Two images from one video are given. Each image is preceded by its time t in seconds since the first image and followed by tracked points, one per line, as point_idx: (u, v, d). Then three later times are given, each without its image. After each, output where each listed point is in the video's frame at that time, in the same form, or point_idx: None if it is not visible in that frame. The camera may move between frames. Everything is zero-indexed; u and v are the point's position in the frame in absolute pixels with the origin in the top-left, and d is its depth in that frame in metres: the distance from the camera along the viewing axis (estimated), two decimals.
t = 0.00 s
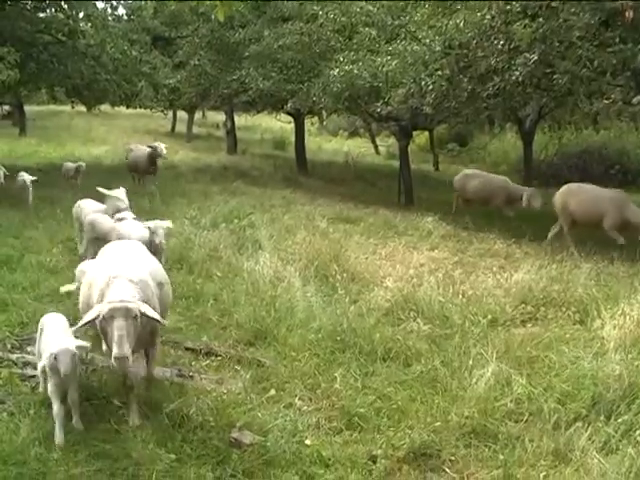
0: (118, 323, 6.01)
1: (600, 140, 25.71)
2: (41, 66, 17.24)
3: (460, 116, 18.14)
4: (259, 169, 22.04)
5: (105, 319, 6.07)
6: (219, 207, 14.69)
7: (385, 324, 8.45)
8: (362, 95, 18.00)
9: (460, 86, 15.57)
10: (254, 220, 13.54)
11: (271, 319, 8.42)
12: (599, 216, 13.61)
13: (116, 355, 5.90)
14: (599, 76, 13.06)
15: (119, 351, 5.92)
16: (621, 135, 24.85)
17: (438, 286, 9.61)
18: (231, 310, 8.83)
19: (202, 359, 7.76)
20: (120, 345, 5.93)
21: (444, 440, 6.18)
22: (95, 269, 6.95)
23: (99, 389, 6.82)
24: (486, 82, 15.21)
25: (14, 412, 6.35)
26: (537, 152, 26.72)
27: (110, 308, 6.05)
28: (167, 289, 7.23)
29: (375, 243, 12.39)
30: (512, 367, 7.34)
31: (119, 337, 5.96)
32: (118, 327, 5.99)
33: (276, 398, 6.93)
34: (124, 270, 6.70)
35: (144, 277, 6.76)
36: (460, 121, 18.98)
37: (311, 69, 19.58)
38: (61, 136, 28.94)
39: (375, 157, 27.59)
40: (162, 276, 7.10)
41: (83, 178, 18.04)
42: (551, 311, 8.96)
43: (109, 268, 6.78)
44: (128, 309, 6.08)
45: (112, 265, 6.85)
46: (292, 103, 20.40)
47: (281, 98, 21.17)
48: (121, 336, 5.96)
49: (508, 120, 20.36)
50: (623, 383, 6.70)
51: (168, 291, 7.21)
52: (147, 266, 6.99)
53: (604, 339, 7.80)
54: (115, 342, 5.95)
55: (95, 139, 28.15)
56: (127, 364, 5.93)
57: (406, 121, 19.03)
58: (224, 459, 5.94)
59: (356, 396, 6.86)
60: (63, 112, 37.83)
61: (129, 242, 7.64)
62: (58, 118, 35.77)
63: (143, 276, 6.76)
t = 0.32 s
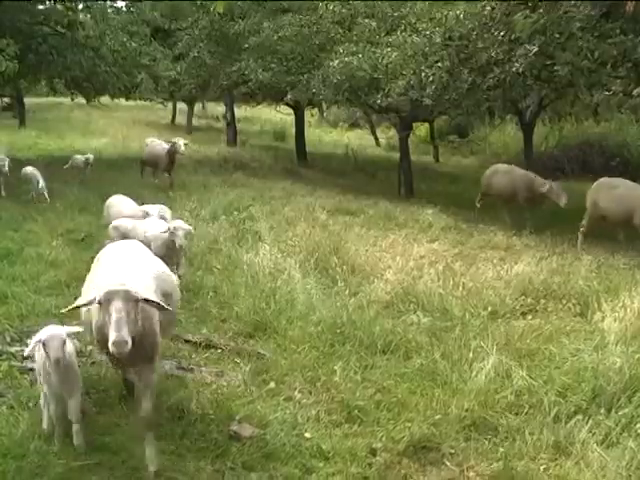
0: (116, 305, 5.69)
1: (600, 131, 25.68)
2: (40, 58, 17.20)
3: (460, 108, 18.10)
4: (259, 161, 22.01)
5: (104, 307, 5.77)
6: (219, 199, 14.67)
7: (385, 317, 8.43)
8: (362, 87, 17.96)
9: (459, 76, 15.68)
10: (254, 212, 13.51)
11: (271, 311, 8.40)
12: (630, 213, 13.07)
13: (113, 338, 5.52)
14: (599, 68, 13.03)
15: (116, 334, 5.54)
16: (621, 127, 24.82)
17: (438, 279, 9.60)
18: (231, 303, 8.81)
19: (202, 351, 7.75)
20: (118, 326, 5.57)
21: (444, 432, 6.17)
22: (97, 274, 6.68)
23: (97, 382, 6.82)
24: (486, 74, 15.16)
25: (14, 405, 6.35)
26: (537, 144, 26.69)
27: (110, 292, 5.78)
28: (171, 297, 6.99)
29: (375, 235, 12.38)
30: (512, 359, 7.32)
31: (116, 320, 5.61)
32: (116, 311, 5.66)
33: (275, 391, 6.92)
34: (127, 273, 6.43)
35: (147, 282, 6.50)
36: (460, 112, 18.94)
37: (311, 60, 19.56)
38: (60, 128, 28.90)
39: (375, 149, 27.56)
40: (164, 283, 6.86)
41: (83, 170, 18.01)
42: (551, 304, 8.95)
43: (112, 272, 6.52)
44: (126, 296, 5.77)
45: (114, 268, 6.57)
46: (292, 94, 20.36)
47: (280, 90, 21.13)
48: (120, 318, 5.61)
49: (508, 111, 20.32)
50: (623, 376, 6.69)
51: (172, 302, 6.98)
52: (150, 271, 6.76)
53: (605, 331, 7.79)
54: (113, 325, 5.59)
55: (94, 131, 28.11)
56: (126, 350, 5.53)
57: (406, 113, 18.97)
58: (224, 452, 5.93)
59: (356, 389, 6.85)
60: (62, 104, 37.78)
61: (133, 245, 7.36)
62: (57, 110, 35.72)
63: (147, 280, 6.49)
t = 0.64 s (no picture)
0: (117, 331, 5.02)
1: (606, 123, 25.62)
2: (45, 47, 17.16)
3: (466, 99, 18.06)
4: (264, 150, 21.98)
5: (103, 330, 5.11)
6: (223, 189, 14.65)
7: (389, 308, 8.41)
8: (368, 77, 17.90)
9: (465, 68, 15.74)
10: (258, 201, 13.48)
11: (275, 302, 8.38)
12: None
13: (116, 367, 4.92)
14: (606, 59, 13.01)
15: (118, 363, 4.93)
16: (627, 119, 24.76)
17: (443, 270, 9.58)
18: (234, 293, 8.79)
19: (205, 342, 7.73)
20: (120, 358, 4.94)
21: (448, 424, 6.16)
22: (95, 289, 6.07)
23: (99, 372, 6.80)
24: (492, 65, 15.11)
25: (17, 395, 6.35)
26: (543, 135, 26.65)
27: (109, 314, 5.08)
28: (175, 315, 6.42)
29: (380, 226, 12.35)
30: (517, 351, 7.30)
31: (119, 346, 4.98)
32: (118, 338, 5.00)
33: (278, 382, 6.90)
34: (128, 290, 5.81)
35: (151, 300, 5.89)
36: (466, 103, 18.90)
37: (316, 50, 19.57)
38: (64, 117, 28.87)
39: (380, 139, 27.52)
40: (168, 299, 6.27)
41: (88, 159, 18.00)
42: (556, 296, 8.92)
43: (112, 286, 5.88)
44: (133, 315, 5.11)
45: (113, 283, 5.96)
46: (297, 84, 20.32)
47: (286, 80, 21.08)
48: (122, 349, 4.97)
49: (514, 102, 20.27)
50: (628, 369, 6.68)
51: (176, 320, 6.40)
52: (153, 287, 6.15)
53: (610, 323, 7.78)
54: (114, 356, 4.96)
55: (98, 120, 28.06)
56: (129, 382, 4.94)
57: (412, 104, 18.91)
58: (227, 442, 5.93)
59: (359, 380, 6.83)
60: (66, 94, 37.71)
61: (135, 258, 6.76)
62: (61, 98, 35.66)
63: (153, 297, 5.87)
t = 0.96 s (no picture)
0: (99, 357, 4.31)
1: (611, 114, 25.57)
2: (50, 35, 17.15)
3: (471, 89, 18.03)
4: (268, 140, 21.95)
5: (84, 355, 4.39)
6: (227, 178, 14.63)
7: (393, 298, 8.41)
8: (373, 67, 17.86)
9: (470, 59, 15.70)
10: (263, 191, 13.46)
11: (280, 291, 8.36)
12: None
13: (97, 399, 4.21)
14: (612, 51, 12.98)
15: (101, 395, 4.22)
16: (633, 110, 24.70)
17: (447, 261, 9.57)
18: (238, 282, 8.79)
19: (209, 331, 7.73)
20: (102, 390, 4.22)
21: (451, 416, 6.15)
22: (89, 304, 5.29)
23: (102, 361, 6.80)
24: (497, 55, 15.08)
25: (20, 383, 6.36)
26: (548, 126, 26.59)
27: (89, 337, 4.36)
28: (181, 328, 5.63)
29: (384, 216, 12.33)
30: (521, 343, 7.30)
31: (101, 375, 4.26)
32: (100, 366, 4.28)
33: (282, 372, 6.90)
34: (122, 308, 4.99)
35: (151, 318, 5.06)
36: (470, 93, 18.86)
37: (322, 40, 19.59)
38: (69, 106, 28.84)
39: (384, 129, 27.47)
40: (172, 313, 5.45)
41: (92, 148, 18.01)
42: (560, 288, 8.90)
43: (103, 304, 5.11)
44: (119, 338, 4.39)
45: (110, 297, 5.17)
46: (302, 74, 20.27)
47: (291, 70, 21.03)
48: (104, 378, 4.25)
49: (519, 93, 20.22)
50: (632, 360, 6.68)
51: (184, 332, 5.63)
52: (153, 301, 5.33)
53: (614, 315, 7.77)
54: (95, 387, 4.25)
55: (103, 108, 28.03)
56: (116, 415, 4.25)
57: (416, 95, 18.85)
58: (230, 432, 5.93)
59: (363, 370, 6.83)
60: (71, 82, 37.67)
61: (134, 265, 5.97)
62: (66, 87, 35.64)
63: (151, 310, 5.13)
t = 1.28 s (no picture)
0: (108, 343, 4.14)
1: (616, 109, 25.52)
2: (54, 28, 17.13)
3: (475, 83, 18.00)
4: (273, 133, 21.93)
5: (91, 343, 4.22)
6: (231, 171, 14.61)
7: (397, 293, 8.40)
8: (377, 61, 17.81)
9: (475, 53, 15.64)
10: (266, 184, 13.44)
11: (282, 286, 8.36)
12: None
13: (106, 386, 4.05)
14: (617, 45, 12.96)
15: (110, 382, 4.06)
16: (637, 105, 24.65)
17: (450, 255, 9.57)
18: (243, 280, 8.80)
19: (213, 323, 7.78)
20: (113, 373, 4.07)
21: (454, 410, 6.15)
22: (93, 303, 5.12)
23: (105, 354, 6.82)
24: (502, 49, 15.07)
25: (24, 376, 6.37)
26: (552, 121, 26.54)
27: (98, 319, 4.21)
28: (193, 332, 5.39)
29: (388, 210, 12.32)
30: (524, 337, 7.30)
31: (111, 361, 4.10)
32: (110, 349, 4.13)
33: (285, 366, 6.90)
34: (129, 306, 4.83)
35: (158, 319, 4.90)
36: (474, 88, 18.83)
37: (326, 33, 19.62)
38: (73, 99, 28.83)
39: (388, 123, 27.44)
40: (181, 314, 5.27)
41: (96, 140, 18.00)
42: (563, 283, 8.90)
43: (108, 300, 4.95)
44: (128, 324, 4.22)
45: (115, 296, 5.00)
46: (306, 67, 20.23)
47: (295, 64, 21.01)
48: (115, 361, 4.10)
49: (523, 87, 20.19)
50: (636, 356, 6.68)
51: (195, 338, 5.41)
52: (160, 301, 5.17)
53: (617, 310, 7.77)
54: (105, 370, 4.09)
55: (107, 102, 28.01)
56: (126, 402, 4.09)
57: (421, 89, 18.82)
58: (234, 425, 5.94)
59: (366, 364, 6.84)
60: (75, 75, 37.63)
61: (139, 268, 5.69)
62: (70, 80, 35.60)
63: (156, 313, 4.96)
